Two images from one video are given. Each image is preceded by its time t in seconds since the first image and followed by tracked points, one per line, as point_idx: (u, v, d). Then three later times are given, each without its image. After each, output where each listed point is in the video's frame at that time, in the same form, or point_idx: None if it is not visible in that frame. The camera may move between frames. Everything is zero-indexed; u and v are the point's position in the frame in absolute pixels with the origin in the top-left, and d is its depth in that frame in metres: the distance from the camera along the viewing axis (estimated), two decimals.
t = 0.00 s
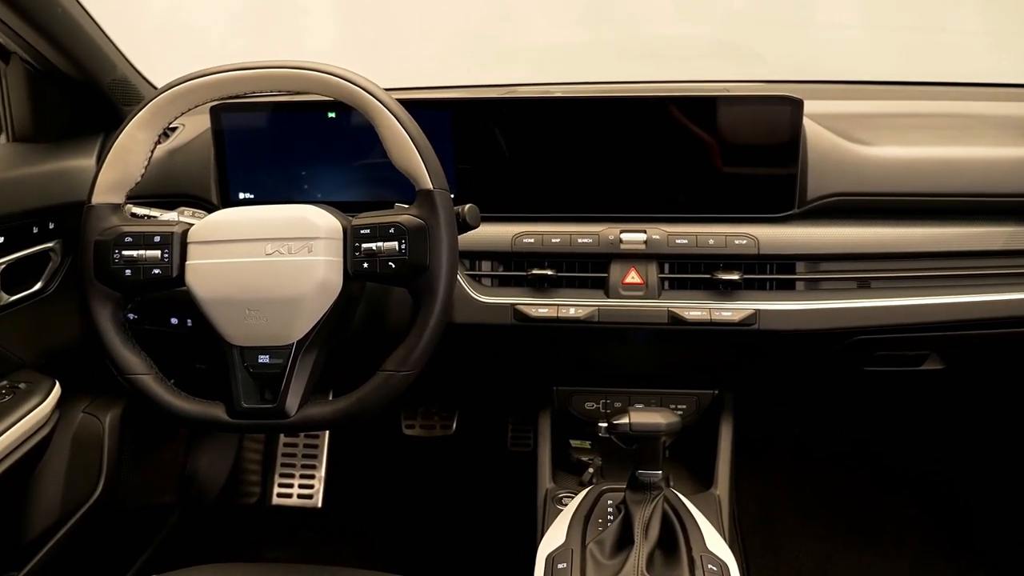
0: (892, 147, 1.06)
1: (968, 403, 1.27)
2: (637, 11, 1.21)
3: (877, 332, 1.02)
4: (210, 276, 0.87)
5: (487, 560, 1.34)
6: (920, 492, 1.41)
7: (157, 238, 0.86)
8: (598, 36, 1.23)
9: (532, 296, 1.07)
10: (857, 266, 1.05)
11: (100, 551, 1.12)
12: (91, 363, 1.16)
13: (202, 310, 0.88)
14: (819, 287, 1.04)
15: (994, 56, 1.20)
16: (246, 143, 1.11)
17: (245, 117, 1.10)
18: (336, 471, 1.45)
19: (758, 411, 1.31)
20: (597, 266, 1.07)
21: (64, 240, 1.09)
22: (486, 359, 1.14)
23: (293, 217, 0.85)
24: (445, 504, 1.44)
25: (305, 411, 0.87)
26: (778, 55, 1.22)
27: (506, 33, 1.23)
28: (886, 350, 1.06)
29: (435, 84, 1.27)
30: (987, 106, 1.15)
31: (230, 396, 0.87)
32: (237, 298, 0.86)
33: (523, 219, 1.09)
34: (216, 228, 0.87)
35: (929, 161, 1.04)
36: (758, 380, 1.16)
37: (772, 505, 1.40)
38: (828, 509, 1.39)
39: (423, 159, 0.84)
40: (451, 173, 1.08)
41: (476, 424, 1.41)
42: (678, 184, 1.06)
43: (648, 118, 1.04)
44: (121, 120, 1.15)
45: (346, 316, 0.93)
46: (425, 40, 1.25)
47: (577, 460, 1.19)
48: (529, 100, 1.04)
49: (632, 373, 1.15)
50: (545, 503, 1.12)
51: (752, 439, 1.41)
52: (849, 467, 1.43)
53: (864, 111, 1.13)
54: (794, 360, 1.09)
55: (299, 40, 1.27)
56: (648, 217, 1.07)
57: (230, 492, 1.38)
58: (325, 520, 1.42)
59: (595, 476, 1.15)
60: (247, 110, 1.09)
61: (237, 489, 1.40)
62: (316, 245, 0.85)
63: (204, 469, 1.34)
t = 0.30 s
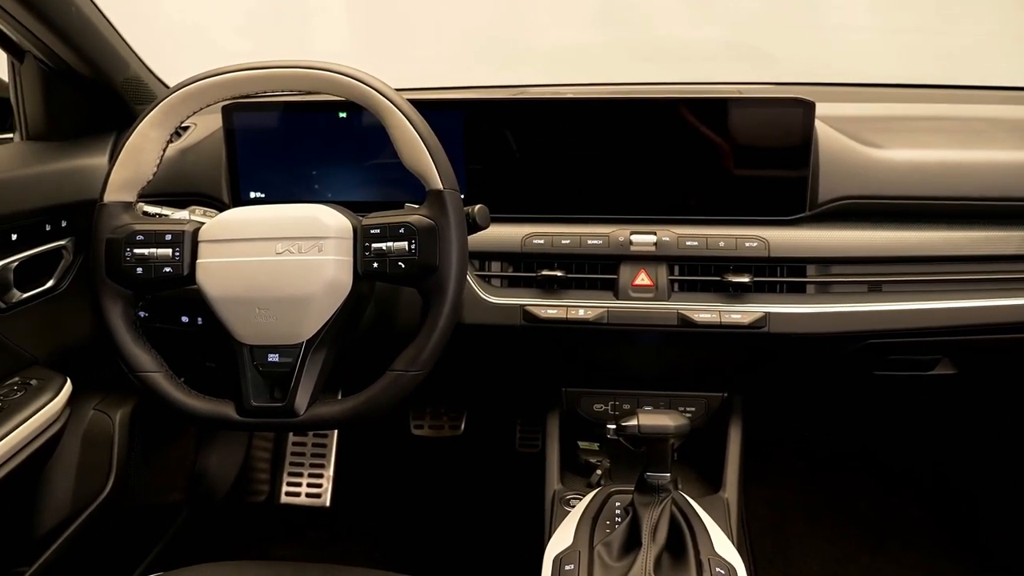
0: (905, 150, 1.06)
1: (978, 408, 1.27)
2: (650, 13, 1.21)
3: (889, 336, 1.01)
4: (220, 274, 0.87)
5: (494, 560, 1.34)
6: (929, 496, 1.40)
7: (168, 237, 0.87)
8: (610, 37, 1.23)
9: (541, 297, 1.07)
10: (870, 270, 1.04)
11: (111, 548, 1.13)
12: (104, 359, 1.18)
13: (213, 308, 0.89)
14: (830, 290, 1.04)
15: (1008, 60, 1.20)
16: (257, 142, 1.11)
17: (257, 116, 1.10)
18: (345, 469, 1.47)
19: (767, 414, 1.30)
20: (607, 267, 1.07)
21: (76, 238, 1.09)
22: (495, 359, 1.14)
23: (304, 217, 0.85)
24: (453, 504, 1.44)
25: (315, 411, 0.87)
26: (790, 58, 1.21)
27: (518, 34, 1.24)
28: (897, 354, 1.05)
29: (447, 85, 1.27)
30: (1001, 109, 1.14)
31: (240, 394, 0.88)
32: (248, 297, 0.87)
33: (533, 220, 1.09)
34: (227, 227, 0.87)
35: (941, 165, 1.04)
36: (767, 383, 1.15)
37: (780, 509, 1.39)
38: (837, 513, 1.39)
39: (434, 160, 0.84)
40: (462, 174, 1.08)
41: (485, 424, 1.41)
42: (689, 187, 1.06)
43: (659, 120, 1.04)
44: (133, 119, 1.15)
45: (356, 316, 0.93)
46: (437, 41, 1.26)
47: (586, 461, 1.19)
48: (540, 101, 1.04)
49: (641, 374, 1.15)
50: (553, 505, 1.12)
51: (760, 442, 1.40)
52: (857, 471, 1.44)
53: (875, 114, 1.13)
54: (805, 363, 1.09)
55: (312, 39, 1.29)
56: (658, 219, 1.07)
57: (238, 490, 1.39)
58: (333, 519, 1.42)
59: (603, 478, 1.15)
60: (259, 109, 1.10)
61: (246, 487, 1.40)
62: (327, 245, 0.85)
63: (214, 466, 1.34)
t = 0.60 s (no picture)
0: (915, 153, 1.05)
1: (987, 412, 1.26)
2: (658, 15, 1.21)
3: (897, 339, 1.01)
4: (229, 273, 0.87)
5: (499, 561, 1.34)
6: (937, 501, 1.40)
7: (177, 236, 0.87)
8: (619, 38, 1.23)
9: (548, 297, 1.07)
10: (878, 273, 1.04)
11: (120, 545, 1.14)
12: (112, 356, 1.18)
13: (220, 308, 0.89)
14: (838, 293, 1.03)
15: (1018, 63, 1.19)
16: (266, 142, 1.12)
17: (266, 116, 1.11)
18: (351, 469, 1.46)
19: (773, 416, 1.30)
20: (614, 269, 1.07)
21: (86, 237, 1.10)
22: (502, 360, 1.14)
23: (312, 217, 0.86)
24: (458, 505, 1.44)
25: (321, 410, 0.87)
26: (799, 61, 1.21)
27: (526, 35, 1.24)
28: (906, 358, 1.05)
29: (456, 85, 1.27)
30: (1012, 113, 1.13)
31: (247, 393, 0.88)
32: (256, 296, 0.87)
33: (541, 221, 1.09)
34: (235, 226, 0.87)
35: (951, 168, 1.03)
36: (774, 386, 1.15)
37: (786, 512, 1.39)
38: (843, 517, 1.38)
39: (442, 160, 0.84)
40: (470, 174, 1.08)
41: (491, 425, 1.41)
42: (697, 189, 1.06)
43: (668, 122, 1.04)
44: (143, 118, 1.16)
45: (363, 316, 0.93)
46: (445, 41, 1.26)
47: (592, 463, 1.19)
48: (548, 102, 1.04)
49: (648, 377, 1.15)
50: (558, 506, 1.12)
51: (767, 445, 1.40)
52: (865, 476, 1.43)
53: (884, 116, 1.13)
54: (812, 366, 1.09)
55: (321, 39, 1.29)
56: (666, 221, 1.07)
57: (245, 489, 1.39)
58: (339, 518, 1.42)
59: (609, 480, 1.15)
60: (268, 110, 1.10)
61: (252, 486, 1.40)
62: (334, 245, 0.86)
63: (221, 466, 1.35)
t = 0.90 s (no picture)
0: (923, 156, 1.05)
1: (994, 416, 1.26)
2: (664, 18, 1.22)
3: (904, 343, 1.01)
4: (235, 273, 0.87)
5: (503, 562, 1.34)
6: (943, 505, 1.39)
7: (184, 235, 0.87)
8: (625, 40, 1.23)
9: (554, 299, 1.07)
10: (885, 276, 1.03)
11: (126, 542, 1.14)
12: (117, 355, 1.18)
13: (227, 307, 0.89)
14: (844, 296, 1.03)
15: None
16: (273, 142, 1.12)
17: (273, 117, 1.11)
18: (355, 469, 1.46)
19: (779, 419, 1.30)
20: (620, 271, 1.07)
21: (93, 236, 1.11)
22: (507, 361, 1.14)
23: (318, 217, 0.86)
24: (462, 506, 1.44)
25: (327, 411, 0.87)
26: (807, 63, 1.21)
27: (534, 37, 1.25)
28: (912, 362, 1.04)
29: (462, 86, 1.28)
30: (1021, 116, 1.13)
31: (253, 393, 0.88)
32: (262, 296, 0.87)
33: (547, 222, 1.09)
34: (242, 226, 0.87)
35: (959, 171, 1.03)
36: (780, 389, 1.15)
37: (791, 515, 1.38)
38: (849, 521, 1.38)
39: (449, 162, 0.84)
40: (476, 175, 1.09)
41: (496, 426, 1.42)
42: (704, 192, 1.06)
43: (675, 123, 1.04)
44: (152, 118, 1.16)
45: (369, 316, 0.93)
46: (453, 42, 1.26)
47: (596, 465, 1.19)
48: (554, 104, 1.04)
49: (653, 379, 1.15)
50: (563, 508, 1.12)
51: (772, 448, 1.40)
52: (870, 479, 1.42)
53: (892, 120, 1.12)
54: (818, 369, 1.09)
55: (329, 39, 1.30)
56: (673, 223, 1.07)
57: (250, 488, 1.40)
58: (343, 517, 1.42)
59: (614, 482, 1.15)
60: (276, 110, 1.10)
61: (257, 486, 1.41)
62: (341, 245, 0.86)
63: (226, 465, 1.36)
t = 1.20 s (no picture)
0: (927, 158, 1.05)
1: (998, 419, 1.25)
2: (668, 19, 1.22)
3: (908, 346, 1.01)
4: (239, 273, 0.87)
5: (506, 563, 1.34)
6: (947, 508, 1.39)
7: (188, 235, 0.87)
8: (630, 41, 1.24)
9: (557, 300, 1.07)
10: (889, 279, 1.03)
11: (129, 542, 1.14)
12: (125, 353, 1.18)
13: (231, 307, 0.89)
14: (848, 299, 1.03)
15: None
16: (278, 142, 1.12)
17: (278, 117, 1.11)
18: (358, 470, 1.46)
19: (782, 421, 1.29)
20: (623, 272, 1.07)
21: (98, 236, 1.11)
22: (510, 362, 1.14)
23: (322, 217, 0.86)
24: (465, 507, 1.44)
25: (330, 410, 0.88)
26: (811, 65, 1.21)
27: (538, 38, 1.25)
28: (916, 364, 1.04)
29: (467, 87, 1.28)
30: None
31: (256, 393, 0.88)
32: (265, 296, 0.87)
33: (551, 224, 1.09)
34: (245, 226, 0.87)
35: (964, 174, 1.03)
36: (783, 391, 1.15)
37: (794, 517, 1.38)
38: (852, 523, 1.37)
39: (453, 164, 0.84)
40: (480, 176, 1.09)
41: (499, 427, 1.42)
42: (708, 193, 1.06)
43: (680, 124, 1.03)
44: (156, 118, 1.17)
45: (372, 316, 0.94)
46: (457, 42, 1.27)
47: (599, 466, 1.19)
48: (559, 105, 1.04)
49: (656, 380, 1.15)
50: (565, 509, 1.11)
51: (775, 451, 1.39)
52: (874, 482, 1.42)
53: (896, 122, 1.12)
54: (821, 371, 1.09)
55: (333, 39, 1.30)
56: (676, 225, 1.07)
57: (252, 488, 1.40)
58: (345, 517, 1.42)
59: (617, 483, 1.15)
60: (281, 111, 1.10)
61: (260, 486, 1.41)
62: (344, 245, 0.86)
63: (229, 464, 1.37)
